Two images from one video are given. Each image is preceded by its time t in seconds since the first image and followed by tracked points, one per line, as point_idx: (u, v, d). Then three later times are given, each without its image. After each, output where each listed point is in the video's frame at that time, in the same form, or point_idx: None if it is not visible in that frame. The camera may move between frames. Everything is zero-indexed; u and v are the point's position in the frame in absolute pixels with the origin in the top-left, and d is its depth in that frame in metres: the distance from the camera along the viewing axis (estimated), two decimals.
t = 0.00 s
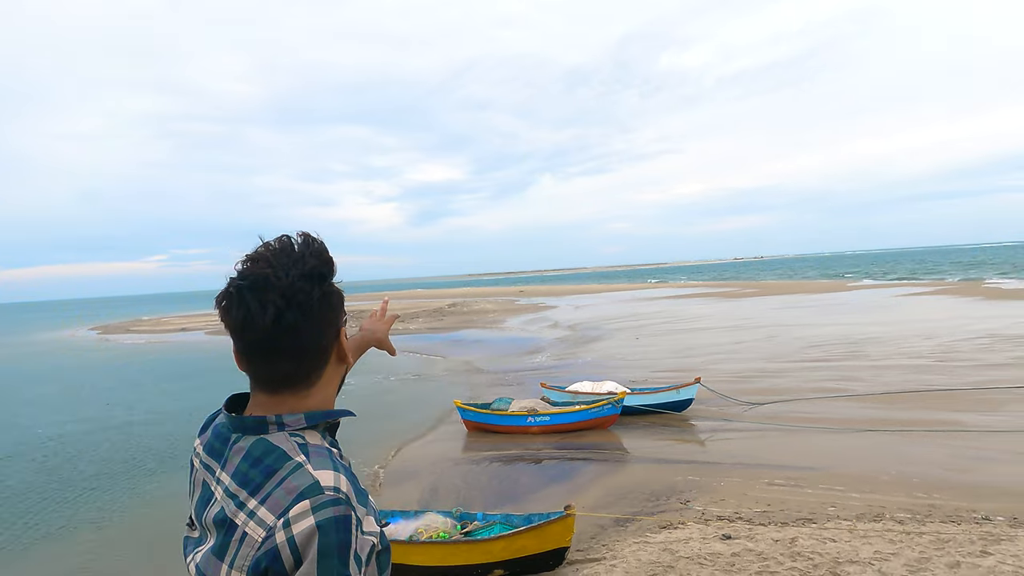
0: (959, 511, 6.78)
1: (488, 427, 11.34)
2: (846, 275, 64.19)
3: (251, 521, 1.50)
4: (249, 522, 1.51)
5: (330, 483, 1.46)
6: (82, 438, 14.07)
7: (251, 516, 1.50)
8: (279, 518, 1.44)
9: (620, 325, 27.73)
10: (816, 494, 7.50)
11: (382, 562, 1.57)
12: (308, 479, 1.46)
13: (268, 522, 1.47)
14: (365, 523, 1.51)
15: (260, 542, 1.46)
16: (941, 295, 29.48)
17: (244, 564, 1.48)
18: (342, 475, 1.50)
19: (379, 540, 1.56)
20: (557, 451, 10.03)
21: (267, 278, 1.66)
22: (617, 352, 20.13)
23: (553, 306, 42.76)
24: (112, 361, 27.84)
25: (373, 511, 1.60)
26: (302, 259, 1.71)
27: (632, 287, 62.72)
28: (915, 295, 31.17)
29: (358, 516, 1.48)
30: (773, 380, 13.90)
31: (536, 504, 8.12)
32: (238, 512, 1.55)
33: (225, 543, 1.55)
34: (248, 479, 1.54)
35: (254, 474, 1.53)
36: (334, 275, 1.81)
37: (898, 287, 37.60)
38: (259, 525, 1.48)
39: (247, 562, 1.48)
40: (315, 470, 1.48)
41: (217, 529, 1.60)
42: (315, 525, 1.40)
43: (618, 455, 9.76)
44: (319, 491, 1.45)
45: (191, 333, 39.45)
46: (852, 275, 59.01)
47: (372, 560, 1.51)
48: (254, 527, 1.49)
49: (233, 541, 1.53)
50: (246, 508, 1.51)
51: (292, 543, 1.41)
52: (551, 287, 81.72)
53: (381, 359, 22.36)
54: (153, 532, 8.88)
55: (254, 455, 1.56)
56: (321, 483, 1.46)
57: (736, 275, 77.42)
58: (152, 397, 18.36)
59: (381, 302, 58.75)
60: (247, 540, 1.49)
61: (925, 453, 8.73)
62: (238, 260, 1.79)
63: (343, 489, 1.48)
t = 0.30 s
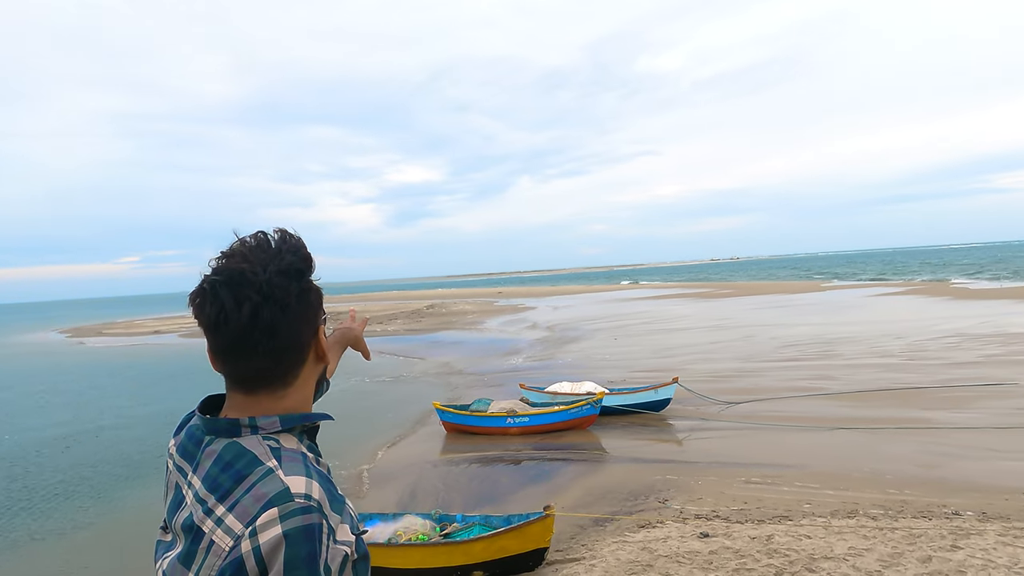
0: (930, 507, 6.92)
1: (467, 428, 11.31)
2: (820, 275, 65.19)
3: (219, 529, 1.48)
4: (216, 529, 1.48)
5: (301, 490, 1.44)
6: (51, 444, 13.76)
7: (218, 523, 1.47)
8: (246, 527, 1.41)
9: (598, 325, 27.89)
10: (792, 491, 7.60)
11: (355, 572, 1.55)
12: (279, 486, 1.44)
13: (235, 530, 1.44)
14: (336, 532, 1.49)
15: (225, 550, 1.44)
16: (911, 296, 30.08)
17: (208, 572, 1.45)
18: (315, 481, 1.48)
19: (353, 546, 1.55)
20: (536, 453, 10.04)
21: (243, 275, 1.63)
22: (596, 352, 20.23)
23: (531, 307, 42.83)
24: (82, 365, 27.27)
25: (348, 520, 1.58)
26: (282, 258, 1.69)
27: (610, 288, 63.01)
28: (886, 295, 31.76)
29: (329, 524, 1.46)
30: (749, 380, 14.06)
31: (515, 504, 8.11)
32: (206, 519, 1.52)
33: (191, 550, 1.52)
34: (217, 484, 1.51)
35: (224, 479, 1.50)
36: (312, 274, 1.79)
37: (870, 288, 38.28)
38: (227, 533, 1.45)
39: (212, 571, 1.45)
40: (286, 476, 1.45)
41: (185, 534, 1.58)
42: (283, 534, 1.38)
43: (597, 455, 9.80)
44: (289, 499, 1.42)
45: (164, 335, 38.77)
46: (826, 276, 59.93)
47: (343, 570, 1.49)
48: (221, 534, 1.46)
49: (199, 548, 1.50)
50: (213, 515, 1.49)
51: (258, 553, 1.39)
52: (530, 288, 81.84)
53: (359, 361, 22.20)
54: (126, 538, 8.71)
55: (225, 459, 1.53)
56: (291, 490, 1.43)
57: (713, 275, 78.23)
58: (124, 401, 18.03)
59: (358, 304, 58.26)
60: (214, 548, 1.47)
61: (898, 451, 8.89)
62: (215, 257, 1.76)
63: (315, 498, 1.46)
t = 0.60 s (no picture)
0: (902, 502, 7.05)
1: (445, 429, 11.28)
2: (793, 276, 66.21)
3: (188, 527, 1.46)
4: (186, 528, 1.46)
5: (272, 486, 1.42)
6: (20, 450, 13.45)
7: (188, 521, 1.45)
8: (215, 524, 1.39)
9: (575, 326, 28.05)
10: (767, 488, 7.69)
11: (330, 568, 1.53)
12: (249, 482, 1.42)
13: (204, 527, 1.42)
14: (309, 528, 1.47)
15: (195, 547, 1.42)
16: (882, 295, 30.65)
17: (178, 570, 1.43)
18: (287, 477, 1.45)
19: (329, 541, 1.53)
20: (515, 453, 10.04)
21: (206, 272, 1.61)
22: (574, 352, 20.31)
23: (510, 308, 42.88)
24: (50, 368, 26.72)
25: (322, 516, 1.56)
26: (249, 254, 1.66)
27: (589, 288, 63.30)
28: (858, 295, 32.37)
29: (301, 520, 1.44)
30: (726, 379, 14.22)
31: (494, 505, 8.11)
32: (176, 517, 1.50)
33: (161, 549, 1.50)
34: (187, 483, 1.49)
35: (195, 477, 1.48)
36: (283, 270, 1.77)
37: (842, 288, 38.94)
38: (196, 532, 1.43)
39: (182, 571, 1.43)
40: (257, 473, 1.43)
41: (155, 533, 1.56)
42: (253, 530, 1.36)
43: (575, 455, 9.84)
44: (260, 495, 1.40)
45: (135, 338, 38.13)
46: (799, 276, 60.90)
47: (318, 566, 1.47)
48: (190, 531, 1.45)
49: (169, 547, 1.48)
50: (183, 512, 1.46)
51: (228, 549, 1.37)
52: (509, 289, 81.90)
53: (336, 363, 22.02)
54: (98, 544, 8.54)
55: (196, 458, 1.51)
56: (262, 487, 1.41)
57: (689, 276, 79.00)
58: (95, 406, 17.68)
59: (335, 305, 57.89)
60: (184, 547, 1.45)
61: (870, 447, 9.06)
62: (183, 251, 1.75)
63: (287, 492, 1.43)
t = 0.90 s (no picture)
0: (874, 497, 7.19)
1: (424, 430, 11.25)
2: (770, 276, 67.07)
3: (140, 521, 1.45)
4: (137, 522, 1.45)
5: (220, 480, 1.41)
6: None
7: (138, 514, 1.44)
8: (162, 517, 1.38)
9: (555, 325, 28.12)
10: (743, 485, 7.80)
11: (289, 561, 1.52)
12: (197, 476, 1.41)
13: (153, 520, 1.41)
14: (262, 522, 1.46)
15: (143, 540, 1.41)
16: (855, 294, 31.22)
17: (128, 563, 1.43)
18: (239, 471, 1.45)
19: (286, 534, 1.52)
20: (494, 453, 10.04)
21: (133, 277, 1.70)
22: (553, 352, 20.37)
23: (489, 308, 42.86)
24: (18, 371, 26.06)
25: (282, 509, 1.55)
26: (160, 258, 1.65)
27: (568, 288, 63.57)
28: (831, 294, 32.89)
29: (252, 513, 1.43)
30: (703, 378, 14.36)
31: (472, 505, 8.11)
32: (130, 510, 1.49)
33: (116, 542, 1.50)
34: (143, 477, 1.49)
35: (149, 472, 1.48)
36: (208, 270, 1.64)
37: (816, 287, 39.60)
38: (145, 524, 1.42)
39: (132, 563, 1.43)
40: (207, 466, 1.42)
41: (113, 526, 1.55)
42: (197, 524, 1.35)
43: (554, 454, 9.87)
44: (207, 489, 1.39)
45: (107, 340, 37.35)
46: (774, 275, 61.73)
47: (272, 560, 1.46)
48: (141, 524, 1.44)
49: (123, 540, 1.48)
50: (135, 506, 1.45)
51: (171, 544, 1.36)
52: (489, 288, 81.90)
53: (314, 364, 21.82)
54: (69, 550, 8.36)
55: (153, 452, 1.50)
56: (210, 480, 1.40)
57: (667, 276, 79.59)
58: (66, 409, 17.30)
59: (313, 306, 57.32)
60: (134, 540, 1.44)
61: (843, 443, 9.21)
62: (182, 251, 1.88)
63: (237, 488, 1.43)
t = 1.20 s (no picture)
0: (849, 492, 7.30)
1: (404, 430, 11.21)
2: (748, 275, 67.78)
3: (76, 516, 1.47)
4: (75, 518, 1.47)
5: (151, 480, 1.42)
6: None
7: (75, 510, 1.46)
8: (92, 515, 1.39)
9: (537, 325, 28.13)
10: (722, 482, 7.88)
11: (233, 562, 1.53)
12: (130, 474, 1.42)
13: (85, 517, 1.43)
14: (197, 523, 1.46)
15: (75, 537, 1.42)
16: (831, 293, 31.66)
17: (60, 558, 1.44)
18: (174, 472, 1.45)
19: (228, 535, 1.53)
20: (475, 453, 10.04)
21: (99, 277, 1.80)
22: (535, 352, 20.39)
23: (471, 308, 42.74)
24: None
25: (228, 510, 1.56)
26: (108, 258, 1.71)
27: (548, 288, 63.67)
28: (808, 293, 33.33)
29: (183, 515, 1.43)
30: (683, 376, 14.47)
31: (453, 504, 8.10)
32: (71, 506, 1.51)
33: (56, 537, 1.52)
34: (87, 472, 1.51)
35: (91, 468, 1.49)
36: (141, 270, 1.65)
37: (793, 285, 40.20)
38: (78, 521, 1.44)
39: (63, 559, 1.44)
40: (142, 464, 1.43)
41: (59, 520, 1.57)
42: (119, 525, 1.36)
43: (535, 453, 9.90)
44: (136, 488, 1.40)
45: (81, 342, 36.56)
46: (753, 275, 62.37)
47: (209, 561, 1.47)
48: (75, 520, 1.45)
49: (61, 535, 1.49)
50: (73, 502, 1.47)
51: (95, 542, 1.37)
52: (470, 288, 81.54)
53: (294, 365, 21.60)
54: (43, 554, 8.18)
55: (100, 448, 1.53)
56: (140, 479, 1.41)
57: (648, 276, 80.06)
58: (39, 412, 16.92)
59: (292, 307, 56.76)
60: (69, 536, 1.46)
61: (819, 441, 9.34)
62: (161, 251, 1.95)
63: (170, 488, 1.43)
